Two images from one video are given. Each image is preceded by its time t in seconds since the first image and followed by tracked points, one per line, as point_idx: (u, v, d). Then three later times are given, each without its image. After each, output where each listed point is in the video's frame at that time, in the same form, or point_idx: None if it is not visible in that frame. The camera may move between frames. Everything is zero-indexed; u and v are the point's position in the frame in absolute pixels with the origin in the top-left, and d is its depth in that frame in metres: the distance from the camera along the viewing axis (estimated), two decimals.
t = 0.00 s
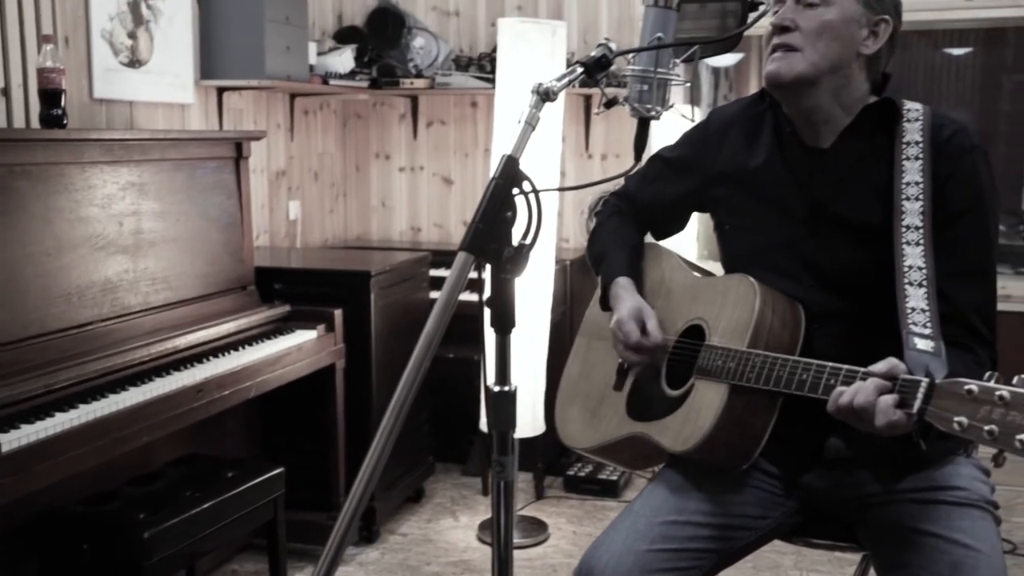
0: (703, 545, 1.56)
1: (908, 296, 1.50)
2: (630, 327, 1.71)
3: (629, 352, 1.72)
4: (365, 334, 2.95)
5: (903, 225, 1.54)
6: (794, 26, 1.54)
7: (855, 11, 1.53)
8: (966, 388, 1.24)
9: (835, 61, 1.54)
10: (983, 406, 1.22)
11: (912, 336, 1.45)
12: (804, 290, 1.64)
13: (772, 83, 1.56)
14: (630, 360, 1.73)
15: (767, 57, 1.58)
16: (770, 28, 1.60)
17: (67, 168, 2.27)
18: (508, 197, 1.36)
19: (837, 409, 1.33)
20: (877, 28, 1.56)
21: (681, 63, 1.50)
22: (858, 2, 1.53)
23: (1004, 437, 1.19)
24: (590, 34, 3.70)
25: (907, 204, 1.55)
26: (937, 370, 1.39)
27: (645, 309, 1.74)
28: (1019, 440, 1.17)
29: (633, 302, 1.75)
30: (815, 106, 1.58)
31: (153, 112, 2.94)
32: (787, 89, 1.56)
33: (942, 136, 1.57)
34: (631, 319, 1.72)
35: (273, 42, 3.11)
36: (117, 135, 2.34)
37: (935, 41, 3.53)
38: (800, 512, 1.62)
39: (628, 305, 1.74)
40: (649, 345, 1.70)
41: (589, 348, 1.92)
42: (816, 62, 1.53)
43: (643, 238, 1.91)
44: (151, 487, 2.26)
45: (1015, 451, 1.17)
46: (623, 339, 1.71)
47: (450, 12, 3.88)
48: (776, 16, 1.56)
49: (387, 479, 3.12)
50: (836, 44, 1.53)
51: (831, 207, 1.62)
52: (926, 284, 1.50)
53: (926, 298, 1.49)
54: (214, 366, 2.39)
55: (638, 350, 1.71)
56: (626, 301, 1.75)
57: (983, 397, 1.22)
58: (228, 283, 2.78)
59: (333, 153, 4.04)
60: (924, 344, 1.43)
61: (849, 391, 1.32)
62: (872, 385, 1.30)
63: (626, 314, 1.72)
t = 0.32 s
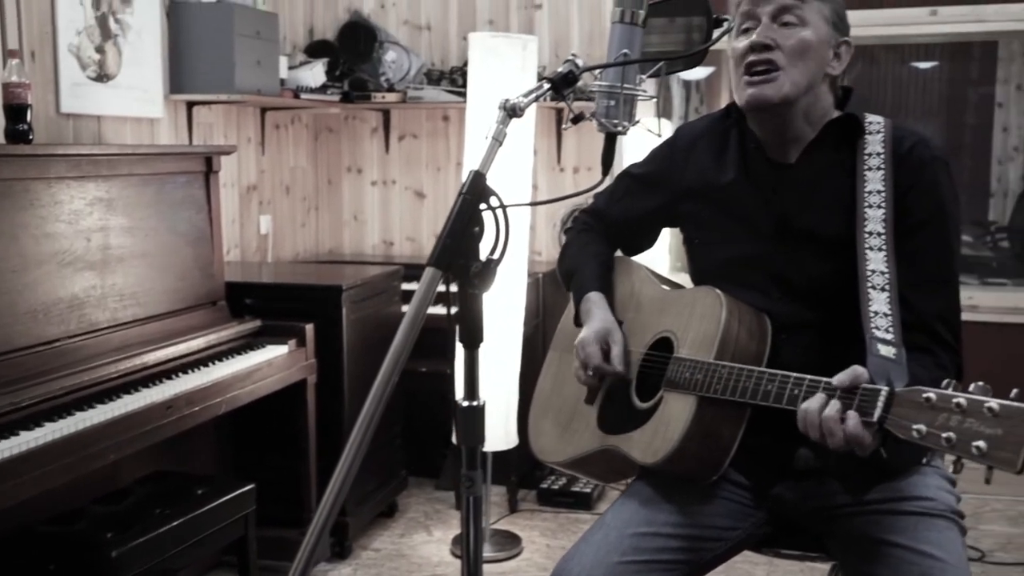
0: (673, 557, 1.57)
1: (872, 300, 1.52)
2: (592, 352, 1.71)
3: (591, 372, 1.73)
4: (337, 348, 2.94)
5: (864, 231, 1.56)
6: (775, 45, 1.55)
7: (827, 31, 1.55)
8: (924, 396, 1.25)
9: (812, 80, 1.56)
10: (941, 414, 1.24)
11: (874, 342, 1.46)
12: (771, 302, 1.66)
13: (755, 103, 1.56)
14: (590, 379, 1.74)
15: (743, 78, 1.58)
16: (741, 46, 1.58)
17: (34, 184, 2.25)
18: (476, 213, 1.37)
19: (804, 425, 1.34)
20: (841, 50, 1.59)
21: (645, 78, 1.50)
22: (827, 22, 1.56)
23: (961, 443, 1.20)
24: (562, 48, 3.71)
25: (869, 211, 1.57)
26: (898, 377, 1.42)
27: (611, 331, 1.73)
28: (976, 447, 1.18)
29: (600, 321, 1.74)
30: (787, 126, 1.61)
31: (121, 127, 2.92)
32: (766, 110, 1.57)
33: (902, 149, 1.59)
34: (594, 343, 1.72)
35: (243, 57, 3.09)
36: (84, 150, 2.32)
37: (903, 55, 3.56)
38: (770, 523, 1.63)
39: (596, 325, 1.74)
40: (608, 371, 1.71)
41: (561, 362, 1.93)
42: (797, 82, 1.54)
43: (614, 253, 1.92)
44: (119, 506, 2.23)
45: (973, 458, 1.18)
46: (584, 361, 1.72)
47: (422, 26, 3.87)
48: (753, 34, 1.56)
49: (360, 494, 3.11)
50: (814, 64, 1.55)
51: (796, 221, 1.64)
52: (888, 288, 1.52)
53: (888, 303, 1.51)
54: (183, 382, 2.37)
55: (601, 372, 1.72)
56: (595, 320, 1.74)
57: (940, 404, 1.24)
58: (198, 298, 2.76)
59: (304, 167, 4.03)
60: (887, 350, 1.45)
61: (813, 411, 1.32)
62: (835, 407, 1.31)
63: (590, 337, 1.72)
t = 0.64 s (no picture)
0: (635, 568, 1.58)
1: (832, 317, 1.53)
2: (542, 367, 1.73)
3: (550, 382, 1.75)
4: (301, 362, 2.92)
5: (825, 249, 1.58)
6: (711, 62, 1.58)
7: (766, 46, 1.58)
8: (880, 410, 1.27)
9: (750, 94, 1.57)
10: (896, 427, 1.25)
11: (832, 358, 1.48)
12: (732, 314, 1.67)
13: (692, 116, 1.59)
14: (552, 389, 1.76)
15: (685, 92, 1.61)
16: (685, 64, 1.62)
17: None
18: (437, 227, 1.38)
19: (767, 424, 1.36)
20: (789, 61, 1.61)
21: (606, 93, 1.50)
22: (768, 37, 1.59)
23: (915, 456, 1.22)
24: (527, 61, 3.73)
25: (829, 230, 1.59)
26: (855, 391, 1.43)
27: (565, 344, 1.73)
28: (930, 459, 1.20)
29: (555, 336, 1.75)
30: (732, 138, 1.62)
31: (81, 139, 2.89)
32: (707, 122, 1.59)
33: (862, 164, 1.62)
34: (545, 358, 1.73)
35: (205, 69, 3.08)
36: (43, 164, 2.30)
37: (863, 69, 3.61)
38: (730, 534, 1.64)
39: (551, 338, 1.74)
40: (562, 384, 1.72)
41: (524, 374, 1.94)
42: (733, 95, 1.57)
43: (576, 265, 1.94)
44: (78, 523, 2.20)
45: (927, 471, 1.20)
46: (540, 379, 1.73)
47: (386, 38, 3.87)
48: (692, 53, 1.60)
49: (325, 508, 3.08)
50: (752, 77, 1.57)
51: (757, 233, 1.66)
52: (847, 305, 1.53)
53: (848, 319, 1.53)
54: (144, 398, 2.34)
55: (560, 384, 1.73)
56: (551, 333, 1.75)
57: (896, 417, 1.25)
58: (159, 312, 2.73)
59: (268, 180, 4.01)
60: (844, 365, 1.47)
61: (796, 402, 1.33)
62: (798, 415, 1.32)
63: (543, 352, 1.73)
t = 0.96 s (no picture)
0: None
1: (790, 330, 1.56)
2: (515, 391, 1.71)
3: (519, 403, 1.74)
4: (268, 374, 2.91)
5: (784, 261, 1.60)
6: (673, 71, 1.60)
7: (728, 56, 1.60)
8: (838, 416, 1.29)
9: (711, 103, 1.59)
10: (854, 432, 1.27)
11: (791, 368, 1.51)
12: (695, 324, 1.69)
13: (652, 122, 1.60)
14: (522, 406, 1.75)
15: (646, 100, 1.63)
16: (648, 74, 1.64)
17: None
18: (401, 238, 1.39)
19: (728, 430, 1.37)
20: (750, 73, 1.63)
21: (570, 103, 1.51)
22: (730, 47, 1.60)
23: (872, 461, 1.24)
24: (495, 72, 3.74)
25: (789, 242, 1.61)
26: (815, 400, 1.45)
27: (532, 364, 1.73)
28: (887, 463, 1.21)
29: (521, 356, 1.74)
30: (693, 145, 1.64)
31: (44, 151, 2.87)
32: (666, 128, 1.60)
33: (820, 174, 1.64)
34: (516, 379, 1.72)
35: (171, 80, 3.06)
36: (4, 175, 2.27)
37: (828, 80, 3.65)
38: (697, 542, 1.65)
39: (517, 360, 1.74)
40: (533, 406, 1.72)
41: (491, 385, 1.95)
42: (691, 103, 1.58)
43: (542, 276, 1.95)
44: (41, 539, 2.17)
45: (884, 474, 1.22)
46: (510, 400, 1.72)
47: (354, 48, 3.87)
48: (654, 63, 1.61)
49: (294, 521, 3.06)
50: (715, 86, 1.59)
51: (717, 243, 1.68)
52: (805, 318, 1.56)
53: (805, 331, 1.55)
54: (108, 411, 2.32)
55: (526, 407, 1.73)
56: (516, 355, 1.74)
57: (854, 423, 1.27)
58: (124, 325, 2.70)
59: (235, 191, 3.99)
60: (803, 375, 1.50)
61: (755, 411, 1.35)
62: (761, 419, 1.33)
63: (512, 374, 1.72)
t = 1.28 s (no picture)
0: None
1: (752, 331, 1.57)
2: (492, 374, 1.73)
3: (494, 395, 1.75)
4: (235, 381, 2.88)
5: (746, 263, 1.62)
6: (650, 75, 1.60)
7: (703, 64, 1.62)
8: (799, 421, 1.30)
9: (686, 109, 1.61)
10: (814, 437, 1.28)
11: (752, 372, 1.52)
12: (660, 327, 1.69)
13: (630, 128, 1.61)
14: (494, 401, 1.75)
15: (621, 105, 1.63)
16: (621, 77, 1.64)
17: None
18: (366, 244, 1.39)
19: (692, 435, 1.38)
20: (720, 82, 1.65)
21: (535, 109, 1.53)
22: (704, 55, 1.62)
23: (832, 466, 1.25)
24: (463, 78, 3.74)
25: (749, 244, 1.63)
26: (775, 404, 1.47)
27: (505, 353, 1.75)
28: (846, 468, 1.23)
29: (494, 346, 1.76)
30: (667, 151, 1.65)
31: (5, 157, 2.83)
32: (642, 134, 1.61)
33: (781, 179, 1.66)
34: (492, 364, 1.74)
35: (135, 86, 3.03)
36: None
37: (795, 86, 3.68)
38: (662, 545, 1.66)
39: (490, 349, 1.76)
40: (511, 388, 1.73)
41: (458, 390, 1.96)
42: (670, 109, 1.60)
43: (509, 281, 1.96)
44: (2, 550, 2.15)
45: (843, 479, 1.23)
46: (487, 386, 1.73)
47: (322, 54, 3.85)
48: (630, 66, 1.61)
49: (262, 529, 3.04)
50: (689, 94, 1.61)
51: (681, 247, 1.69)
52: (767, 320, 1.57)
53: (766, 333, 1.56)
54: (71, 420, 2.29)
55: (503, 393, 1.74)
56: (488, 345, 1.76)
57: (814, 428, 1.28)
58: (88, 333, 2.67)
59: (202, 199, 3.97)
60: (764, 378, 1.51)
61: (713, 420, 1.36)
62: (723, 425, 1.34)
63: (487, 361, 1.74)
